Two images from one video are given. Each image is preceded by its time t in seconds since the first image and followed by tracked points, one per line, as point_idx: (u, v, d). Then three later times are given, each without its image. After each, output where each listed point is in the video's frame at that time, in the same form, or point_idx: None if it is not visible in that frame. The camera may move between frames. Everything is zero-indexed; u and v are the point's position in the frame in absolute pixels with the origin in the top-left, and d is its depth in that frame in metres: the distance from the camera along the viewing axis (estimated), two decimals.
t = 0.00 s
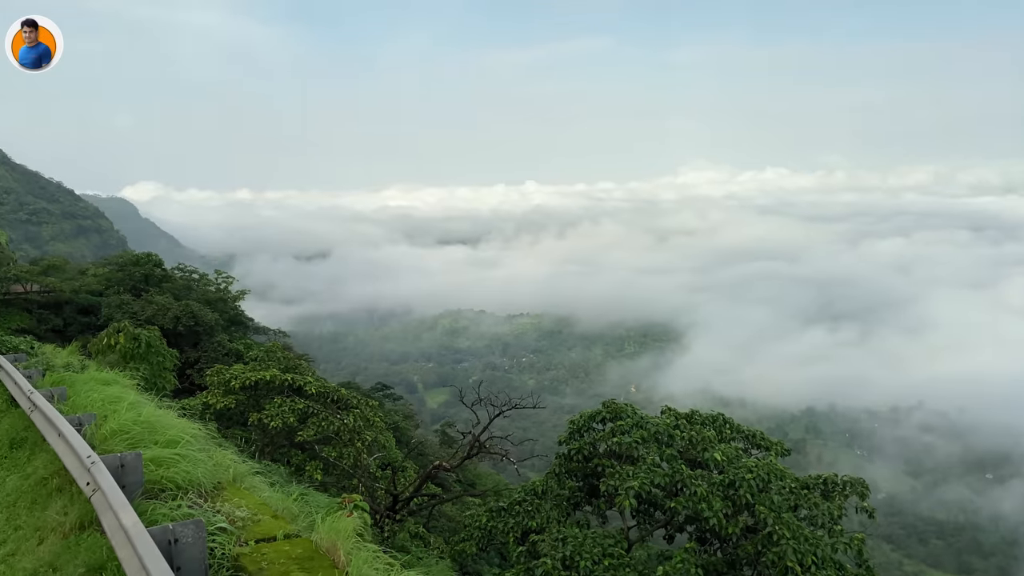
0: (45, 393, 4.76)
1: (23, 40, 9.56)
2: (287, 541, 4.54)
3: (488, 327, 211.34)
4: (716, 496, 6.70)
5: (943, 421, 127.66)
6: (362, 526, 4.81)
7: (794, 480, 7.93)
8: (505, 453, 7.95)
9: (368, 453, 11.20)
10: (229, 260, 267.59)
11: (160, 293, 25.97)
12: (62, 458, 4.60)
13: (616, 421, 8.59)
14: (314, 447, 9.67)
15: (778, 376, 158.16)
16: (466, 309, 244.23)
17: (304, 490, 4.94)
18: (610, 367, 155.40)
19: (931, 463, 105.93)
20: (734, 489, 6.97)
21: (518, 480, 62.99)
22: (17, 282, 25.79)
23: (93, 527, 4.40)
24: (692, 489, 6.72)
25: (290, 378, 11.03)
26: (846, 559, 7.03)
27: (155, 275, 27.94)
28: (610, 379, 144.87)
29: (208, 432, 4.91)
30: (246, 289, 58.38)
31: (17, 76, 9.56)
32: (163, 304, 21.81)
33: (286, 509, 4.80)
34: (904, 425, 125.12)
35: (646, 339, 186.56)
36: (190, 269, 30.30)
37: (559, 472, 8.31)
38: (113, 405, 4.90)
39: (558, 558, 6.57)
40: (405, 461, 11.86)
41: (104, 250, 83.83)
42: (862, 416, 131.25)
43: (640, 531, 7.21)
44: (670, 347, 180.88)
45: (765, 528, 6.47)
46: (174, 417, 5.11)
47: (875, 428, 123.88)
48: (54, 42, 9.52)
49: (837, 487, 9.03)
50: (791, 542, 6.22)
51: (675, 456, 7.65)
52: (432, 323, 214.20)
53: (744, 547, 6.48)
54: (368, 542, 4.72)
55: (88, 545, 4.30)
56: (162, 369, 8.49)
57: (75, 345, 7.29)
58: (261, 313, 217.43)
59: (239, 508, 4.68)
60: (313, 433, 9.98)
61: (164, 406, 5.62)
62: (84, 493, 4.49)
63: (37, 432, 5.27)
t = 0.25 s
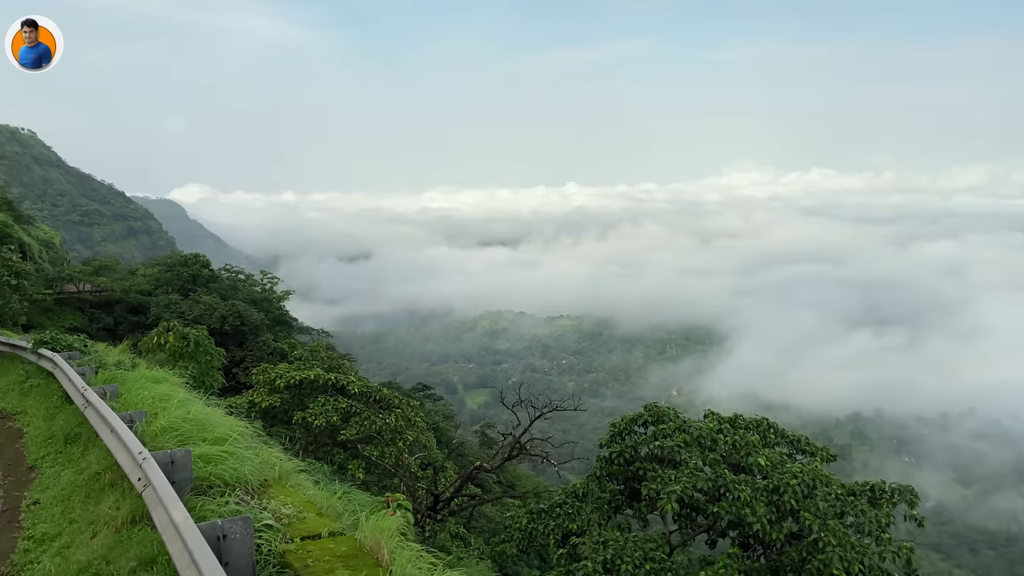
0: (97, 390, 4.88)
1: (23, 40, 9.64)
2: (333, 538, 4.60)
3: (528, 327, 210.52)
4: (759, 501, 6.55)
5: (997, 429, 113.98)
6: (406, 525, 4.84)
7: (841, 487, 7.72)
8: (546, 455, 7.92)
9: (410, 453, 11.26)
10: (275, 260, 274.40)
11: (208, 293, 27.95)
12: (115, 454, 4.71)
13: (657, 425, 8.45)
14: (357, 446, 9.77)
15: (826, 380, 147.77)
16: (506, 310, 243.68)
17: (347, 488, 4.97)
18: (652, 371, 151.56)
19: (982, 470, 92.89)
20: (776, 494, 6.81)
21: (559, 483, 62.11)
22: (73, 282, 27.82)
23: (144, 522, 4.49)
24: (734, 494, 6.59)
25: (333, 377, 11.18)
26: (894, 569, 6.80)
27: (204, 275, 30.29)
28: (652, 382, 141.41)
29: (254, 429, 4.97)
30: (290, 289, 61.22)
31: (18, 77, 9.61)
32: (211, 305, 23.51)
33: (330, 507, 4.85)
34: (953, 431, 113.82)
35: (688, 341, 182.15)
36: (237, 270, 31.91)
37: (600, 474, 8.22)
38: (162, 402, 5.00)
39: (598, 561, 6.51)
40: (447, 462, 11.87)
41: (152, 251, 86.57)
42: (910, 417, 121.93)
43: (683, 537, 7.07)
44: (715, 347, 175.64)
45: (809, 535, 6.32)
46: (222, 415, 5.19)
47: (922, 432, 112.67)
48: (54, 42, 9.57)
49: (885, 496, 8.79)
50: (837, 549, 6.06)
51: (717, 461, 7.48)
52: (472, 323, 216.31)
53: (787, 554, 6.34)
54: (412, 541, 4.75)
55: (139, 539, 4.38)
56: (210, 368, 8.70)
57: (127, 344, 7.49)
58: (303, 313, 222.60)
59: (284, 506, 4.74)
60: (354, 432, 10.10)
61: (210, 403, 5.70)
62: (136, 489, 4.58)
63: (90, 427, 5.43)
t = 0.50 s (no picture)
0: (143, 388, 4.98)
1: (24, 41, 9.68)
2: (373, 537, 4.63)
3: (566, 330, 209.27)
4: (802, 508, 6.39)
5: None
6: (445, 524, 4.87)
7: (886, 494, 7.43)
8: (584, 456, 7.84)
9: (448, 453, 11.29)
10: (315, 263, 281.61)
11: (250, 293, 28.84)
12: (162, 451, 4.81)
13: (698, 428, 8.26)
14: (396, 446, 9.84)
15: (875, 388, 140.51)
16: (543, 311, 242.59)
17: (387, 487, 4.98)
18: (692, 375, 148.83)
19: None
20: (819, 500, 6.63)
21: (596, 487, 62.22)
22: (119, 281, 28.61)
23: (191, 518, 4.56)
24: (776, 501, 6.44)
25: (373, 377, 11.31)
26: None
27: (246, 276, 31.27)
28: (690, 387, 138.87)
29: (296, 428, 5.03)
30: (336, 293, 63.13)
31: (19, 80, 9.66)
32: (254, 304, 24.50)
33: (372, 506, 4.89)
34: (1005, 440, 109.17)
35: (730, 345, 177.37)
36: (279, 271, 32.49)
37: (640, 478, 8.12)
38: (208, 401, 5.10)
39: (636, 566, 6.44)
40: (486, 463, 11.86)
41: (195, 252, 89.95)
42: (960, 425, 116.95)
43: (723, 543, 6.94)
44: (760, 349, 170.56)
45: (854, 542, 6.16)
46: (265, 413, 5.27)
47: (972, 441, 108.11)
48: (54, 40, 9.57)
49: (929, 502, 8.51)
50: (881, 559, 5.91)
51: (758, 464, 7.28)
52: (510, 325, 217.92)
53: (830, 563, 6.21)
54: (453, 541, 4.77)
55: (185, 535, 4.45)
56: (253, 366, 8.79)
57: (173, 342, 7.63)
58: (343, 313, 228.15)
59: (326, 503, 4.79)
60: (393, 432, 10.17)
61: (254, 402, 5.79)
62: (182, 485, 4.66)
63: (138, 425, 5.59)
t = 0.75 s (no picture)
0: (187, 387, 5.09)
1: (25, 41, 10.05)
2: (410, 537, 4.65)
3: (600, 331, 207.06)
4: (841, 513, 6.27)
5: None
6: (483, 524, 4.90)
7: (928, 501, 7.23)
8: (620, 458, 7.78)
9: (483, 454, 11.27)
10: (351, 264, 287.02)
11: (287, 293, 29.90)
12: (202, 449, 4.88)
13: (735, 431, 8.06)
14: (431, 446, 9.86)
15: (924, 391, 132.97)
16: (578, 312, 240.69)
17: (424, 487, 4.99)
18: (729, 376, 144.86)
19: None
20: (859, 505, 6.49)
21: (630, 488, 61.52)
22: (161, 281, 30.68)
23: (232, 515, 4.61)
24: (815, 505, 6.34)
25: (408, 377, 11.37)
26: None
27: (283, 277, 32.62)
28: (728, 389, 134.65)
29: (332, 427, 5.07)
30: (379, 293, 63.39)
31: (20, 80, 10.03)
32: (291, 304, 25.82)
33: (409, 505, 4.91)
34: None
35: (766, 346, 170.88)
36: (316, 272, 33.64)
37: (675, 480, 8.04)
38: (248, 400, 5.18)
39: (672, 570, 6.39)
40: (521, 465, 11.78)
41: (234, 252, 96.14)
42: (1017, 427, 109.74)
43: (761, 548, 6.81)
44: (800, 350, 163.38)
45: (895, 549, 6.04)
46: (304, 411, 5.33)
47: None
48: (53, 40, 9.90)
49: (972, 508, 8.29)
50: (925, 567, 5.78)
51: (797, 469, 7.14)
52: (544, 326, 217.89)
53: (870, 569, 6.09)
54: (490, 543, 4.78)
55: (226, 532, 4.50)
56: (291, 365, 8.85)
57: (213, 341, 7.73)
58: (378, 313, 232.20)
59: (363, 503, 4.82)
60: (428, 432, 10.18)
61: (292, 402, 5.85)
62: (223, 482, 4.73)
63: (180, 421, 5.72)
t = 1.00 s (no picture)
0: (221, 386, 5.12)
1: (23, 40, 10.30)
2: (442, 536, 4.66)
3: (632, 332, 205.85)
4: (879, 518, 6.16)
5: None
6: (514, 525, 4.89)
7: (969, 508, 7.04)
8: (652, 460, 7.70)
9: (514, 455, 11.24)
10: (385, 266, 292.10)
11: (322, 295, 31.32)
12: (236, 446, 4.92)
13: (770, 435, 7.78)
14: (463, 446, 9.86)
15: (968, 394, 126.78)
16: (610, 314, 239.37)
17: (457, 486, 5.02)
18: (763, 378, 141.53)
19: None
20: (898, 511, 6.34)
21: (662, 492, 60.96)
22: (198, 283, 32.94)
23: (267, 513, 4.65)
24: (851, 510, 6.23)
25: (439, 377, 11.44)
26: None
27: (317, 277, 34.43)
28: (762, 391, 131.28)
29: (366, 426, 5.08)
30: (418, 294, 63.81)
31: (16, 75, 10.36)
32: (325, 305, 27.16)
33: (441, 506, 4.92)
34: None
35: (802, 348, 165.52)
36: (349, 272, 35.69)
37: (709, 483, 7.93)
38: (282, 399, 5.22)
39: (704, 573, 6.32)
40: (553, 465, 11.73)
41: (267, 252, 103.95)
42: None
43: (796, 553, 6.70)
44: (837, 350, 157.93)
45: (934, 557, 5.89)
46: (336, 412, 5.39)
47: None
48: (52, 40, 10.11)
49: (1010, 516, 8.12)
50: None
51: (832, 473, 6.99)
52: (575, 328, 217.69)
53: None
54: (522, 543, 4.78)
55: (260, 529, 4.53)
56: (325, 366, 8.89)
57: (249, 341, 7.83)
58: (411, 313, 236.28)
59: (397, 501, 4.85)
60: (460, 432, 10.18)
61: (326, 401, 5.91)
62: (257, 480, 4.76)
63: (214, 421, 5.80)
